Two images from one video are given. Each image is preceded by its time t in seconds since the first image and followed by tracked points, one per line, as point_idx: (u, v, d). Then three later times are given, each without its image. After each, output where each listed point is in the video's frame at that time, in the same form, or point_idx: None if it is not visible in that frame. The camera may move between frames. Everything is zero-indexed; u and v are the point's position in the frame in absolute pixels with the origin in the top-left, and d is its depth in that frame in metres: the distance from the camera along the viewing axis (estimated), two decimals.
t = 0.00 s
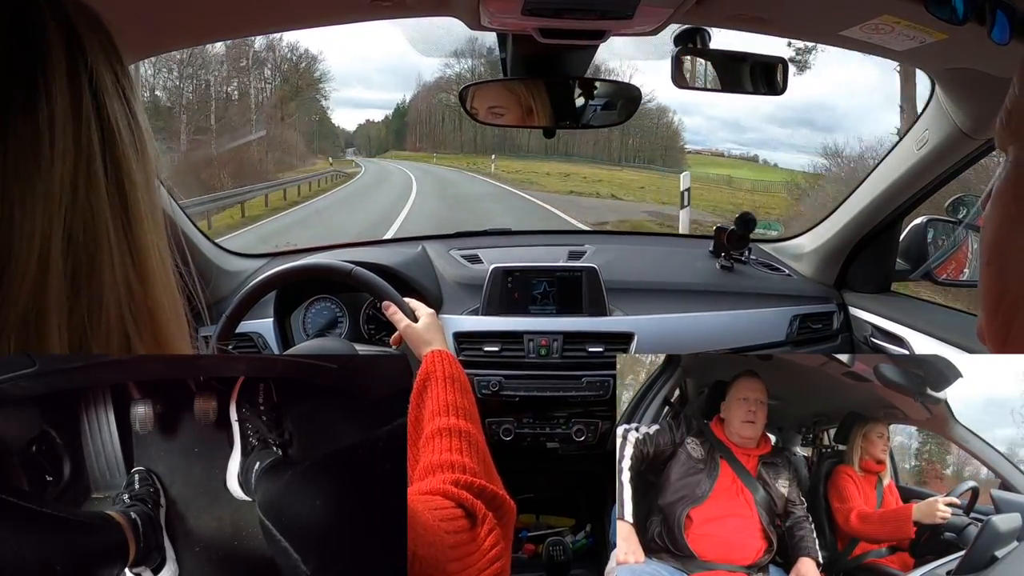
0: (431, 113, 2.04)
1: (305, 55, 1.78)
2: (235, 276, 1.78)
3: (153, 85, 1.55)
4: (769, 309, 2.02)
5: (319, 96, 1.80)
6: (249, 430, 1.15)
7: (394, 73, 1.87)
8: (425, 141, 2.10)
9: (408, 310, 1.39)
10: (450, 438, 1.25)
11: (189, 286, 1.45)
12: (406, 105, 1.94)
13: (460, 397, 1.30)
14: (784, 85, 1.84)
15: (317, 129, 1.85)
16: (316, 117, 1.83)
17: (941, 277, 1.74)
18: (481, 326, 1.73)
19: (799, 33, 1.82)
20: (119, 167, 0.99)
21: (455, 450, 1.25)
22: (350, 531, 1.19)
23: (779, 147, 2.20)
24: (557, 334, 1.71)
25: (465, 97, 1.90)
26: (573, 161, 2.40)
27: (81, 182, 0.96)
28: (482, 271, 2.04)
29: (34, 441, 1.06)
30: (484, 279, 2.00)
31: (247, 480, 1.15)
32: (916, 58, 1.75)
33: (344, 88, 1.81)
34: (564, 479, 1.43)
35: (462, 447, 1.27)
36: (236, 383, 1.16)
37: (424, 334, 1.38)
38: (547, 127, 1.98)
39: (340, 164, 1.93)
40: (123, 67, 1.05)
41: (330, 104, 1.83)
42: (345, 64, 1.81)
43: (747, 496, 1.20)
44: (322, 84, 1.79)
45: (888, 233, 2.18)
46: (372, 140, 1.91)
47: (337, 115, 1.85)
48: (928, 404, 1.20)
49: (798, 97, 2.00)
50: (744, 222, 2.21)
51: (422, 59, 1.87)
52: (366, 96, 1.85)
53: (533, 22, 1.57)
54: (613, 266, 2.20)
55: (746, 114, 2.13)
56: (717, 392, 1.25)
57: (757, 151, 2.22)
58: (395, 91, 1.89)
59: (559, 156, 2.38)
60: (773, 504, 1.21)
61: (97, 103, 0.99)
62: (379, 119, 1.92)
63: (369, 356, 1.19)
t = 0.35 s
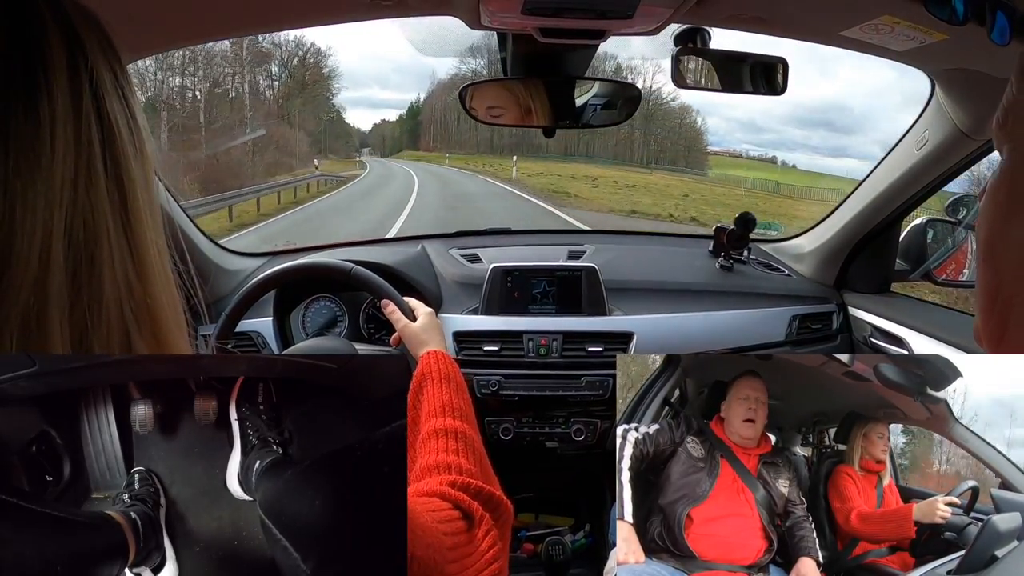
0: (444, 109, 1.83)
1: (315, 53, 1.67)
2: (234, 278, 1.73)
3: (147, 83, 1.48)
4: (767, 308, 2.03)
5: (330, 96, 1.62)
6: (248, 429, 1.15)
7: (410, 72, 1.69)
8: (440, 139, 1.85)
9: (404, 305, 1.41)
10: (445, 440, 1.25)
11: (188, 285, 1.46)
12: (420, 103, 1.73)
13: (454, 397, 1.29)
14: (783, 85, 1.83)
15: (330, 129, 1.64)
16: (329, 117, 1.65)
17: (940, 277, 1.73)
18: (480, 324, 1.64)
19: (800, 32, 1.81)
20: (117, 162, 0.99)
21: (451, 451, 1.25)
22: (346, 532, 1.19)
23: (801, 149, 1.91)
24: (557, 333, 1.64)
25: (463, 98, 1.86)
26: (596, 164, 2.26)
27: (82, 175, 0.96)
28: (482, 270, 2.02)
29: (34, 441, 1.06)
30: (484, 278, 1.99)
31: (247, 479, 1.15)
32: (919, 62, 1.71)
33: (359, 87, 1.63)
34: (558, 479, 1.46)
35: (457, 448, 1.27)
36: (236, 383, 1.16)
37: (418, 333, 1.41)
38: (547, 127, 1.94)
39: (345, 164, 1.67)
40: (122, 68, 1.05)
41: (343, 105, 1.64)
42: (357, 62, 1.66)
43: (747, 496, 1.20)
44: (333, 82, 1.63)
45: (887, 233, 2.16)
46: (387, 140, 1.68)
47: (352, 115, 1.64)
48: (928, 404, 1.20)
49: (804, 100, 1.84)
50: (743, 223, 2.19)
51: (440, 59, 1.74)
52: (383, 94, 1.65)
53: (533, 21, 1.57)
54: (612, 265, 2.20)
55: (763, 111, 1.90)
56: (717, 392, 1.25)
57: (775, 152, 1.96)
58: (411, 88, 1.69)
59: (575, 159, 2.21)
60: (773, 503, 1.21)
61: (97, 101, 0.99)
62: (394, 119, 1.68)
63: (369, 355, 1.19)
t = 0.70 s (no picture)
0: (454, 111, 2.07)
1: (325, 46, 1.81)
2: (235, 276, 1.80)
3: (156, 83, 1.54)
4: (767, 309, 2.03)
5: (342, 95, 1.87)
6: (248, 428, 1.15)
7: (424, 73, 1.90)
8: (453, 140, 2.23)
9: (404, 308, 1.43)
10: (446, 440, 1.25)
11: (192, 286, 1.43)
12: (433, 102, 2.00)
13: (455, 396, 1.29)
14: (783, 86, 1.86)
15: (341, 128, 1.91)
16: (340, 117, 1.90)
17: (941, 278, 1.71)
18: (477, 325, 1.77)
19: (800, 34, 1.81)
20: (124, 160, 0.99)
21: (451, 450, 1.25)
22: (345, 531, 1.18)
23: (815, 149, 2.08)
24: (556, 335, 1.76)
25: (464, 98, 1.91)
26: (621, 165, 2.47)
27: (90, 172, 0.97)
28: (482, 271, 2.03)
29: (34, 441, 1.06)
30: (484, 280, 1.99)
31: (247, 478, 1.15)
32: (918, 60, 1.72)
33: (375, 87, 1.85)
34: (557, 480, 1.44)
35: (458, 448, 1.27)
36: (236, 383, 1.16)
37: (420, 332, 1.40)
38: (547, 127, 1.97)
39: (349, 164, 1.96)
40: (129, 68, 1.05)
41: (357, 104, 1.89)
42: (370, 60, 1.83)
43: (747, 496, 1.20)
44: (341, 78, 1.85)
45: (887, 234, 2.17)
46: (401, 139, 1.94)
47: (366, 114, 1.89)
48: (928, 404, 1.19)
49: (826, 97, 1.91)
50: (743, 222, 2.22)
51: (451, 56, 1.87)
52: (398, 95, 1.89)
53: (533, 22, 1.56)
54: (612, 267, 2.20)
55: (779, 115, 2.08)
56: (717, 392, 1.25)
57: (793, 152, 2.14)
58: (426, 88, 1.94)
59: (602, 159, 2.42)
60: (773, 503, 1.21)
61: (104, 100, 0.99)
62: (408, 118, 1.94)
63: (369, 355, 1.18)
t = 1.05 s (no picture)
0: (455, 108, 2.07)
1: (332, 40, 1.79)
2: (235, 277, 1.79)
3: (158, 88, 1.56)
4: (767, 309, 2.03)
5: (350, 97, 1.90)
6: (247, 427, 1.15)
7: (439, 72, 1.92)
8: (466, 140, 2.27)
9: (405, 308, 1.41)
10: (445, 443, 1.25)
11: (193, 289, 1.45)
12: (445, 102, 2.03)
13: (454, 399, 1.29)
14: (783, 86, 1.87)
15: (352, 128, 1.92)
16: (351, 116, 1.91)
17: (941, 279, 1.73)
18: (478, 326, 1.77)
19: (800, 34, 1.81)
20: (122, 165, 1.00)
21: (450, 454, 1.26)
22: (344, 531, 1.18)
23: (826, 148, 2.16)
24: (556, 335, 1.76)
25: (463, 99, 1.91)
26: (645, 165, 2.43)
27: (86, 175, 0.97)
28: (482, 271, 2.04)
29: (34, 441, 1.06)
30: (484, 280, 1.99)
31: (247, 478, 1.15)
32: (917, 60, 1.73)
33: (389, 88, 1.90)
34: (556, 481, 1.45)
35: (456, 451, 1.27)
36: (236, 383, 1.16)
37: (420, 334, 1.38)
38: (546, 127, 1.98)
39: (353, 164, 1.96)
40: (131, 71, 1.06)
41: (370, 104, 1.93)
42: (388, 60, 1.85)
43: (747, 496, 1.20)
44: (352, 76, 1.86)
45: (887, 234, 2.17)
46: (414, 138, 1.99)
47: (381, 115, 1.94)
48: (929, 404, 1.19)
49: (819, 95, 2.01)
50: (742, 222, 2.23)
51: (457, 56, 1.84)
52: (412, 95, 1.93)
53: (532, 23, 1.56)
54: (612, 267, 2.20)
55: (797, 117, 2.14)
56: (717, 392, 1.25)
57: (809, 153, 2.25)
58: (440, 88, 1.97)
59: (628, 161, 2.40)
60: (772, 503, 1.21)
61: (103, 102, 0.99)
62: (422, 117, 1.98)
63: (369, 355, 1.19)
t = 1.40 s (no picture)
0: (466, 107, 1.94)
1: (338, 33, 1.79)
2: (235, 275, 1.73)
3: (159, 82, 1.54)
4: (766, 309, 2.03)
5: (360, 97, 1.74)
6: (247, 427, 1.15)
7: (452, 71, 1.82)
8: (483, 139, 2.25)
9: (409, 315, 1.37)
10: (444, 453, 1.23)
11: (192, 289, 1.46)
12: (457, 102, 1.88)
13: (452, 410, 1.27)
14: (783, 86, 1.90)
15: (363, 128, 1.75)
16: (362, 117, 1.75)
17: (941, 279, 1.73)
18: (478, 325, 1.74)
19: (799, 33, 1.81)
20: (119, 163, 0.98)
21: (449, 465, 1.24)
22: (343, 531, 1.19)
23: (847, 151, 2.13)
24: (555, 334, 1.72)
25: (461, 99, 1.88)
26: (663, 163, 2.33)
27: (81, 174, 0.96)
28: (481, 270, 2.03)
29: (34, 441, 1.07)
30: (483, 279, 1.99)
31: (247, 478, 1.15)
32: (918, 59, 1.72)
33: (403, 87, 1.75)
34: (557, 479, 1.45)
35: (455, 462, 1.25)
36: (236, 383, 1.16)
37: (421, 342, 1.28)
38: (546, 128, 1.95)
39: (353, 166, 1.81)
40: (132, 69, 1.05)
41: (382, 103, 1.75)
42: (399, 58, 1.76)
43: (747, 497, 1.20)
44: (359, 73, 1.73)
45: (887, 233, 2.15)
46: (427, 139, 1.80)
47: (394, 114, 1.76)
48: (928, 405, 1.20)
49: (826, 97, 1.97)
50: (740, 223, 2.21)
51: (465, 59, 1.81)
52: (426, 95, 1.78)
53: (532, 22, 1.57)
54: (612, 266, 2.20)
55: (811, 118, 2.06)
56: (717, 392, 1.25)
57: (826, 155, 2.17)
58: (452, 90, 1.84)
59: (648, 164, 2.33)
60: (773, 504, 1.21)
61: (101, 98, 0.98)
62: (435, 118, 1.82)
63: (369, 355, 1.19)
